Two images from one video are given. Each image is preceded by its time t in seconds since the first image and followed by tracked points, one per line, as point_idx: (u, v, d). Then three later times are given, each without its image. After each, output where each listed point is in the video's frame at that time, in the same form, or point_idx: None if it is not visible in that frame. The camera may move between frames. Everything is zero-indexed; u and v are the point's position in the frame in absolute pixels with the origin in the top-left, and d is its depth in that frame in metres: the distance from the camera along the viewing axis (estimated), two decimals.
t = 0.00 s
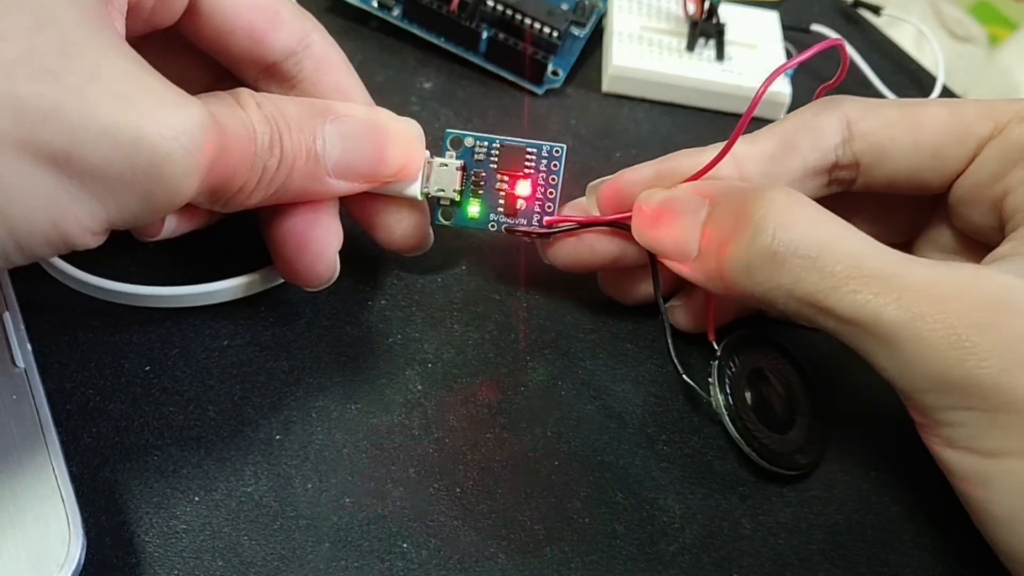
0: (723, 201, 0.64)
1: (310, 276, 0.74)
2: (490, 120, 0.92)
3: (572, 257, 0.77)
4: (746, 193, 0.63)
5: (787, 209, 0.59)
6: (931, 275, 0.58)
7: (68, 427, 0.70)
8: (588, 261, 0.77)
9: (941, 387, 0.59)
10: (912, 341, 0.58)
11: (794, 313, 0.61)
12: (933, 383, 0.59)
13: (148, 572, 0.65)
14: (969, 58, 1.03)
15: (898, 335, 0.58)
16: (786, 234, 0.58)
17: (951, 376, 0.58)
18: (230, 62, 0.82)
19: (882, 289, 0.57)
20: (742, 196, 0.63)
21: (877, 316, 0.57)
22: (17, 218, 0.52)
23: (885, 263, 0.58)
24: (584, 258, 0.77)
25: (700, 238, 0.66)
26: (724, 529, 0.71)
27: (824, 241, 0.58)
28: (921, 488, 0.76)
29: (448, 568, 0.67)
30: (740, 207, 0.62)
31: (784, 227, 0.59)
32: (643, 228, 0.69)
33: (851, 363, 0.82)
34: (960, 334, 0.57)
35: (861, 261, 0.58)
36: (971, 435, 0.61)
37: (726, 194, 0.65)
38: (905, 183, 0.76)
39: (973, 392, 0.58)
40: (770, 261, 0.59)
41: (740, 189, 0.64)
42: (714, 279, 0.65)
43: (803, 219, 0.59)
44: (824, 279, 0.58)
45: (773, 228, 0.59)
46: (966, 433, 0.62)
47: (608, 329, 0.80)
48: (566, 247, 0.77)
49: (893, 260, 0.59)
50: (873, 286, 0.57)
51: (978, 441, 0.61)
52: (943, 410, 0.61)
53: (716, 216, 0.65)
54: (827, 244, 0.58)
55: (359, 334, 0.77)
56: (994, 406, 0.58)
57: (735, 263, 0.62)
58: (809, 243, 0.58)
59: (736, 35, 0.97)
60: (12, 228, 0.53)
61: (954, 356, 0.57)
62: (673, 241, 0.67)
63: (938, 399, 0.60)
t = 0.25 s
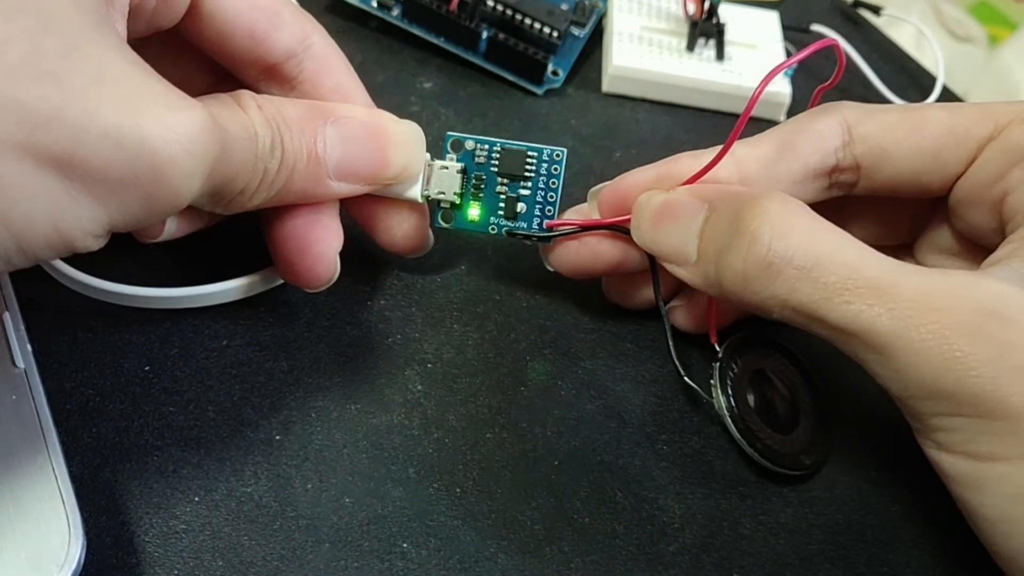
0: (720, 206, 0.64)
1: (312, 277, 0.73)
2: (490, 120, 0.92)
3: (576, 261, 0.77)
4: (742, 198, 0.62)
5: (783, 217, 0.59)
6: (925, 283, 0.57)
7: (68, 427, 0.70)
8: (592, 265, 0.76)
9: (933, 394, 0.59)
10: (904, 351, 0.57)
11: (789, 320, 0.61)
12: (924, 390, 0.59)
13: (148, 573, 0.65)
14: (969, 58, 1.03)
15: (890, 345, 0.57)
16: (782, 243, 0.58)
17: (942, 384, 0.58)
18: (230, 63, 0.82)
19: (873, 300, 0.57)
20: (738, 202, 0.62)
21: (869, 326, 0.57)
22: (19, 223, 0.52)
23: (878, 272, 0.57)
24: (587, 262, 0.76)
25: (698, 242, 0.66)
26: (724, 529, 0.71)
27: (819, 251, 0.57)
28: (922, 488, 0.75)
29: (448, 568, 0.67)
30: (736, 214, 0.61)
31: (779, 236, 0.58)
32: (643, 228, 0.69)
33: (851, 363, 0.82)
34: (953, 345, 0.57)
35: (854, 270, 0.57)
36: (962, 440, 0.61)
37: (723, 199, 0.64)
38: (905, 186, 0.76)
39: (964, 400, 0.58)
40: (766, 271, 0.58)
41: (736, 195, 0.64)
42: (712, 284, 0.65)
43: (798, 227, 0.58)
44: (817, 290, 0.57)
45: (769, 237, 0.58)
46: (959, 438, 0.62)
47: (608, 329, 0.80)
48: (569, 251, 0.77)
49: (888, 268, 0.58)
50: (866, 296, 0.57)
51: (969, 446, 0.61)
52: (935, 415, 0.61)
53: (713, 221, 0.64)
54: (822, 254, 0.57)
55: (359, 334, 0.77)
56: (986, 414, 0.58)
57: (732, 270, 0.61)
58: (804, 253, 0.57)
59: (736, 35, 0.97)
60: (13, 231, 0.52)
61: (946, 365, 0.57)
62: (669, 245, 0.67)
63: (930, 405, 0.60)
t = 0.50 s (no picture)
0: (718, 207, 0.64)
1: (310, 277, 0.73)
2: (490, 120, 0.92)
3: (576, 264, 0.77)
4: (739, 199, 0.62)
5: (779, 217, 0.59)
6: (920, 282, 0.58)
7: (68, 428, 0.70)
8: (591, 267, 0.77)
9: (928, 393, 0.59)
10: (900, 351, 0.58)
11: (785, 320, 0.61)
12: (919, 389, 0.59)
13: (148, 572, 0.65)
14: (968, 58, 1.03)
15: (886, 344, 0.58)
16: (778, 242, 0.58)
17: (938, 383, 0.58)
18: (230, 63, 0.82)
19: (868, 296, 0.57)
20: (735, 203, 0.62)
21: (866, 325, 0.57)
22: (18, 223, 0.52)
23: (873, 271, 0.58)
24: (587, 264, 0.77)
25: (696, 244, 0.66)
26: (724, 529, 0.71)
27: (815, 249, 0.57)
28: (922, 488, 0.76)
29: (448, 568, 0.67)
30: (734, 214, 0.61)
31: (775, 235, 0.58)
32: (643, 230, 0.69)
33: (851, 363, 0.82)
34: (948, 344, 0.57)
35: (849, 268, 0.57)
36: (956, 438, 0.62)
37: (722, 200, 0.64)
38: (904, 188, 0.76)
39: (958, 399, 0.58)
40: (761, 271, 0.58)
41: (737, 195, 0.64)
42: (708, 284, 0.65)
43: (794, 227, 0.58)
44: (814, 290, 0.57)
45: (765, 237, 0.58)
46: (954, 437, 0.62)
47: (608, 329, 0.80)
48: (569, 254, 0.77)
49: (885, 267, 0.58)
50: (863, 295, 0.57)
51: (964, 444, 0.61)
52: (930, 414, 0.61)
53: (711, 222, 0.64)
54: (818, 253, 0.57)
55: (359, 333, 0.77)
56: (980, 413, 0.58)
57: (727, 270, 0.61)
58: (800, 252, 0.57)
59: (736, 35, 0.97)
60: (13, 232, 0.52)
61: (941, 363, 0.57)
62: (669, 247, 0.67)
63: (925, 403, 0.61)
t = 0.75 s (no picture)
0: (708, 214, 0.63)
1: (315, 279, 0.73)
2: (490, 121, 0.92)
3: (575, 264, 0.77)
4: (729, 206, 0.62)
5: (768, 227, 0.58)
6: (907, 283, 0.57)
7: (68, 428, 0.70)
8: (591, 268, 0.77)
9: (923, 394, 0.59)
10: (894, 356, 0.58)
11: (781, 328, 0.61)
12: (918, 394, 0.59)
13: (148, 573, 0.65)
14: (968, 58, 1.03)
15: (880, 351, 0.58)
16: (768, 253, 0.57)
17: (936, 387, 0.58)
18: (230, 64, 0.82)
19: (858, 305, 0.57)
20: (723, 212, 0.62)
21: (859, 334, 0.57)
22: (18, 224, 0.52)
23: (863, 276, 0.57)
24: (586, 266, 0.77)
25: (688, 249, 0.65)
26: (724, 529, 0.71)
27: (805, 258, 0.57)
28: (921, 488, 0.76)
29: (448, 568, 0.67)
30: (724, 222, 0.61)
31: (763, 244, 0.58)
32: (637, 233, 0.69)
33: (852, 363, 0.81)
34: (941, 346, 0.57)
35: (836, 275, 0.57)
36: (959, 440, 0.61)
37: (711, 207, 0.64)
38: (905, 186, 0.76)
39: (957, 401, 0.58)
40: (750, 281, 0.58)
41: (723, 202, 0.63)
42: (703, 291, 0.65)
43: (782, 235, 0.58)
44: (806, 299, 0.57)
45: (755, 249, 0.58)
46: (951, 435, 0.62)
47: (607, 329, 0.80)
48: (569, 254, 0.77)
49: (876, 271, 0.58)
50: (855, 302, 0.57)
51: (966, 446, 0.61)
52: (926, 413, 0.62)
53: (702, 228, 0.64)
54: (808, 261, 0.57)
55: (359, 334, 0.77)
56: (981, 412, 0.58)
57: (720, 282, 0.61)
58: (789, 261, 0.57)
59: (736, 35, 0.97)
60: (14, 234, 0.52)
61: (938, 367, 0.57)
62: (663, 251, 0.67)
63: (924, 407, 0.61)
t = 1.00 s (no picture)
0: (680, 257, 0.66)
1: (320, 281, 0.73)
2: (490, 121, 0.92)
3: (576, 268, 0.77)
4: (703, 245, 0.65)
5: (753, 264, 0.61)
6: (884, 289, 0.59)
7: (68, 428, 0.70)
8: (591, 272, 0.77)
9: (917, 390, 0.59)
10: (882, 358, 0.58)
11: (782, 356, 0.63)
12: (903, 387, 0.59)
13: (149, 573, 0.65)
14: (968, 58, 1.03)
15: (867, 356, 0.58)
16: (760, 291, 0.60)
17: (917, 380, 0.58)
18: (233, 65, 0.82)
19: (843, 321, 0.58)
20: (701, 253, 0.64)
21: (846, 345, 0.59)
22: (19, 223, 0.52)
23: (841, 293, 0.59)
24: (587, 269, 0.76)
25: (663, 292, 0.67)
26: (724, 529, 0.71)
27: (791, 288, 0.59)
28: (921, 488, 0.76)
29: (448, 568, 0.67)
30: (703, 265, 0.63)
31: (754, 281, 0.60)
32: (591, 277, 0.72)
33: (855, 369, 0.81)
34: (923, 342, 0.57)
35: (820, 296, 0.59)
36: (949, 430, 0.61)
37: (682, 249, 0.66)
38: (912, 182, 0.76)
39: (941, 392, 0.58)
40: (751, 319, 0.60)
41: (695, 244, 0.65)
42: (685, 330, 0.66)
43: (769, 269, 0.60)
44: (797, 324, 0.59)
45: (749, 289, 0.60)
46: (946, 427, 0.61)
47: (608, 330, 0.80)
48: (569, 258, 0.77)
49: (852, 287, 0.59)
50: (838, 317, 0.58)
51: (956, 435, 0.61)
52: (922, 410, 0.61)
53: (676, 273, 0.66)
54: (794, 289, 0.59)
55: (359, 334, 0.77)
56: (966, 402, 0.58)
57: (714, 323, 0.62)
58: (781, 294, 0.59)
59: (736, 35, 0.97)
60: (15, 234, 0.52)
61: (917, 360, 0.57)
62: (630, 292, 0.70)
63: (910, 399, 0.60)
